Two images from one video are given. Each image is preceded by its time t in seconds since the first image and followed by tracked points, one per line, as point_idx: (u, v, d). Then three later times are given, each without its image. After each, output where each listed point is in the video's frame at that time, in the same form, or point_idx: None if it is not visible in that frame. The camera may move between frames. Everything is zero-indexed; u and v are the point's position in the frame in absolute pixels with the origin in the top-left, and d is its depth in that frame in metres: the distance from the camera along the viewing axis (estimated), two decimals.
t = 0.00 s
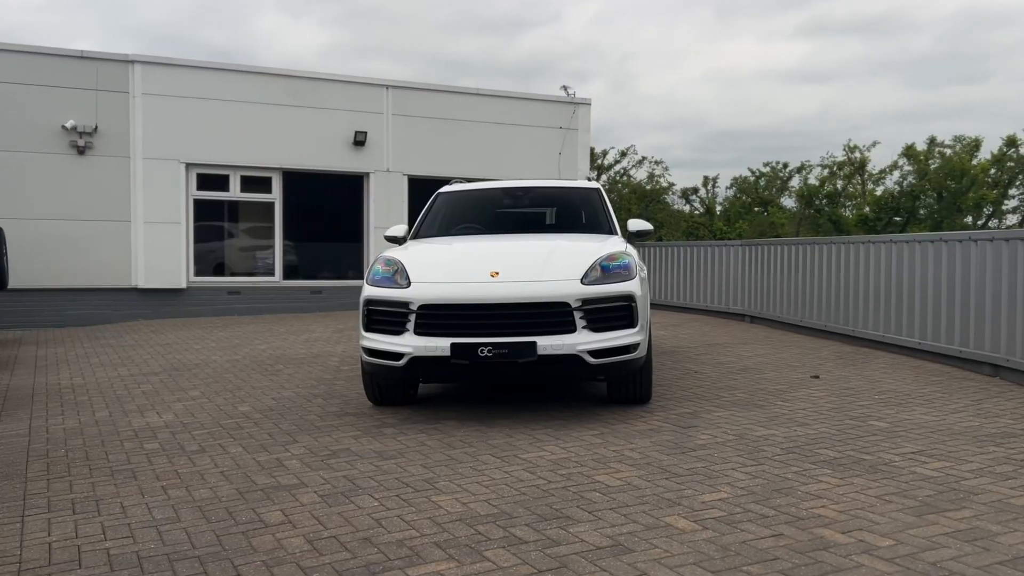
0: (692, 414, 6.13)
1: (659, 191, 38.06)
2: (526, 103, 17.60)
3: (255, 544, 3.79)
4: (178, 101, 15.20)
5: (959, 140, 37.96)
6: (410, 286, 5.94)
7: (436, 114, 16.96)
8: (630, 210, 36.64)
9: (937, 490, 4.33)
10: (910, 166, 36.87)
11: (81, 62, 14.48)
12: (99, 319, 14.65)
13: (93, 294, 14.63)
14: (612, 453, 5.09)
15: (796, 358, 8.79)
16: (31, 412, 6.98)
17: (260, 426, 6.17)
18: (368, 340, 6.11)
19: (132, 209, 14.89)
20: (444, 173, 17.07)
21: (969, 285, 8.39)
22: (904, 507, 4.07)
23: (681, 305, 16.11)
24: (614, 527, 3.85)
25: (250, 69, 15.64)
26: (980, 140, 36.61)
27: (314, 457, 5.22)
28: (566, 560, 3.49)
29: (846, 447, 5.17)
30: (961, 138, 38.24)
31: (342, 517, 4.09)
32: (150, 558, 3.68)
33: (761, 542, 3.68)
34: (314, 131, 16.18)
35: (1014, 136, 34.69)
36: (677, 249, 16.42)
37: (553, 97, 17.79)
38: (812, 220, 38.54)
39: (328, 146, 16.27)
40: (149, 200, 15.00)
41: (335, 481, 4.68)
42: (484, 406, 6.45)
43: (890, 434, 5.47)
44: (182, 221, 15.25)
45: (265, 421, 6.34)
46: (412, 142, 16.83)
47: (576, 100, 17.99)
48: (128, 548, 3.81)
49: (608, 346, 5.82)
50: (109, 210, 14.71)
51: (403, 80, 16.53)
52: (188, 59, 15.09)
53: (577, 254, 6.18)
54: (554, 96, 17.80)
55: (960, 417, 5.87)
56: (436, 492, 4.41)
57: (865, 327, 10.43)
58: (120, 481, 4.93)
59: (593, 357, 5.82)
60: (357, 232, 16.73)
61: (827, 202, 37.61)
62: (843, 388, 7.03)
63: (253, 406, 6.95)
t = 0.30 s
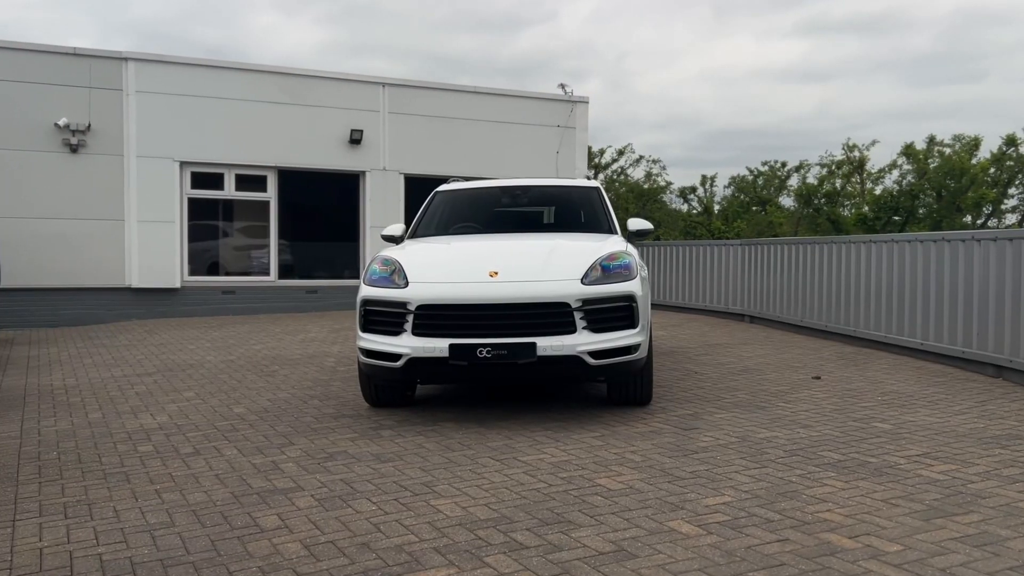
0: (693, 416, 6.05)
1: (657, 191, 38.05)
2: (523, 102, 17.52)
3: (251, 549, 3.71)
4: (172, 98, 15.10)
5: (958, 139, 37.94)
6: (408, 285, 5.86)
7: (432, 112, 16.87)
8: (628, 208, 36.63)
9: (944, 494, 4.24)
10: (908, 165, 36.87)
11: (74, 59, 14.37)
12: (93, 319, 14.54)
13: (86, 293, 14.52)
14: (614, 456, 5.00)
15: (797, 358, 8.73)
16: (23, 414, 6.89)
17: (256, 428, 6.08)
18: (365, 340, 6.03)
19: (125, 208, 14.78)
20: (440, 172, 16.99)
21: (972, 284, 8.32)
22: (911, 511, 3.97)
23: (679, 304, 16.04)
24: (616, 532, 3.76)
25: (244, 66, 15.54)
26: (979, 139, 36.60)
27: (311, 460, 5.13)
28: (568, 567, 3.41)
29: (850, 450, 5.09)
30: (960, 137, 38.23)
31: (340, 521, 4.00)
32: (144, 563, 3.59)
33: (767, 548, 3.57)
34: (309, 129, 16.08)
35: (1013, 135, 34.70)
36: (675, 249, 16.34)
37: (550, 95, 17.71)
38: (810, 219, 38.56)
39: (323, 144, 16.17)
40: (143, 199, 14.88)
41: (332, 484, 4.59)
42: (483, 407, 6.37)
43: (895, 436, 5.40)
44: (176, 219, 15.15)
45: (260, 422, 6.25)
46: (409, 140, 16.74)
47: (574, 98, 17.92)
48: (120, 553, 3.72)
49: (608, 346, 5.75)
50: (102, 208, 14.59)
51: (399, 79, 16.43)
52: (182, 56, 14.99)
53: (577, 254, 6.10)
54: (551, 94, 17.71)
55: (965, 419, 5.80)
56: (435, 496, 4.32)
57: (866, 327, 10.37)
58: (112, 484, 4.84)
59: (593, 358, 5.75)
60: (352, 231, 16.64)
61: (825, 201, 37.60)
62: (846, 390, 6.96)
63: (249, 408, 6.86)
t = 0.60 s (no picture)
0: (696, 419, 5.93)
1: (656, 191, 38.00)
2: (521, 101, 17.40)
3: (244, 557, 3.59)
4: (167, 97, 14.97)
5: (958, 139, 37.89)
6: (406, 285, 5.75)
7: (430, 111, 16.76)
8: (626, 209, 36.60)
9: (956, 499, 4.08)
10: (908, 165, 36.83)
11: (67, 57, 14.24)
12: (87, 320, 14.40)
13: (80, 294, 14.38)
14: (616, 459, 4.88)
15: (800, 359, 8.62)
16: (13, 416, 6.77)
17: (250, 431, 5.96)
18: (362, 341, 5.91)
19: (120, 207, 14.65)
20: (438, 172, 16.87)
21: (978, 284, 8.21)
22: (923, 516, 3.81)
23: (678, 305, 15.92)
24: (620, 539, 3.62)
25: (240, 65, 15.42)
26: (979, 139, 36.56)
27: (306, 464, 5.01)
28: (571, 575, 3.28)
29: (858, 453, 4.97)
30: (960, 137, 38.18)
31: (335, 528, 3.88)
32: (133, 572, 3.47)
33: (775, 555, 3.41)
34: (306, 128, 15.95)
35: (1013, 135, 34.67)
36: (674, 249, 16.23)
37: (549, 94, 17.59)
38: (810, 219, 38.48)
39: (320, 143, 16.05)
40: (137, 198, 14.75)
41: (328, 489, 4.47)
42: (482, 410, 6.25)
43: (903, 439, 5.28)
44: (171, 219, 15.01)
45: (255, 425, 6.13)
46: (406, 140, 16.63)
47: (572, 97, 17.82)
48: (109, 562, 3.60)
49: (610, 347, 5.63)
50: (96, 208, 14.46)
51: (396, 77, 16.32)
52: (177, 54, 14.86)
53: (577, 253, 5.99)
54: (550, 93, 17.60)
55: (973, 422, 5.68)
56: (433, 501, 4.20)
57: (868, 327, 10.27)
58: (102, 489, 4.71)
59: (594, 359, 5.63)
60: (349, 231, 16.51)
61: (825, 200, 37.55)
62: (851, 391, 6.85)
63: (243, 410, 6.74)
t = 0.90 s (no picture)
0: (700, 421, 5.80)
1: (654, 190, 37.87)
2: (520, 99, 17.26)
3: (233, 570, 3.44)
4: (162, 95, 14.83)
5: (958, 137, 37.73)
6: (403, 285, 5.61)
7: (428, 109, 16.62)
8: (625, 208, 36.45)
9: (971, 506, 3.94)
10: (908, 164, 36.69)
11: (61, 55, 14.10)
12: (81, 320, 14.25)
13: (75, 294, 14.23)
14: (619, 465, 4.74)
15: (804, 359, 8.48)
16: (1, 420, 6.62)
17: (244, 434, 5.82)
18: (358, 343, 5.77)
19: (115, 206, 14.51)
20: (436, 170, 16.73)
21: (985, 283, 8.06)
22: (939, 524, 3.68)
23: (679, 304, 15.78)
24: (624, 549, 3.48)
25: (236, 62, 15.27)
26: (980, 137, 36.42)
27: (300, 470, 4.87)
28: None
29: (867, 457, 4.83)
30: (960, 135, 38.03)
31: (329, 538, 3.74)
32: None
33: (787, 567, 3.27)
34: (303, 126, 15.81)
35: (1014, 134, 34.53)
36: (674, 247, 16.09)
37: (548, 92, 17.45)
38: (809, 218, 38.33)
39: (317, 141, 15.90)
40: (132, 197, 14.60)
41: (322, 496, 4.33)
42: (480, 412, 6.12)
43: (912, 442, 5.15)
44: (166, 218, 14.87)
45: (248, 428, 5.99)
46: (404, 137, 16.48)
47: (571, 95, 17.67)
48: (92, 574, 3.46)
49: (612, 349, 5.49)
50: (91, 207, 14.31)
51: (395, 75, 16.18)
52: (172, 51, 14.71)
53: (579, 252, 5.85)
54: (549, 91, 17.45)
55: (983, 424, 5.55)
56: (431, 509, 4.06)
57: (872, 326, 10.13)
58: (89, 496, 4.57)
59: (596, 360, 5.49)
60: (347, 230, 16.37)
61: (824, 199, 37.42)
62: (857, 392, 6.72)
63: (237, 413, 6.60)
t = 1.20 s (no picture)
0: (705, 425, 5.65)
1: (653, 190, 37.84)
2: (519, 97, 17.10)
3: None
4: (157, 93, 14.65)
5: (959, 136, 37.62)
6: (401, 285, 5.45)
7: (426, 107, 16.46)
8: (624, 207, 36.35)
9: (992, 515, 3.79)
10: (908, 164, 36.79)
11: (55, 52, 13.91)
12: (74, 320, 14.07)
13: (68, 294, 14.05)
14: (624, 471, 4.59)
15: (809, 360, 8.33)
16: None
17: (237, 439, 5.66)
18: (355, 345, 5.62)
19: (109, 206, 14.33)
20: (434, 168, 16.57)
21: (993, 283, 7.90)
22: (959, 535, 3.53)
23: (678, 304, 15.63)
24: (632, 563, 3.33)
25: (232, 59, 15.10)
26: (980, 137, 36.33)
27: (294, 477, 4.71)
28: None
29: (880, 463, 4.68)
30: (960, 134, 37.93)
31: (323, 550, 3.58)
32: None
33: None
34: (299, 124, 15.64)
35: (1014, 133, 34.47)
36: (675, 247, 15.94)
37: (547, 90, 17.29)
38: (809, 217, 38.27)
39: (314, 140, 15.73)
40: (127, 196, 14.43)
41: (316, 505, 4.18)
42: (479, 415, 5.96)
43: (925, 447, 5.00)
44: (161, 218, 14.69)
45: (242, 433, 5.83)
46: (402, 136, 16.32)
47: (570, 93, 17.52)
48: None
49: (616, 351, 5.34)
50: (85, 206, 14.13)
51: (392, 72, 16.02)
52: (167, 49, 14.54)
53: (581, 251, 5.69)
54: (548, 89, 17.30)
55: (997, 428, 5.39)
56: (429, 519, 3.90)
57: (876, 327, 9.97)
58: (75, 505, 4.41)
59: (599, 363, 5.34)
60: (344, 230, 16.21)
61: (824, 198, 37.36)
62: (864, 395, 6.57)
63: (230, 416, 6.44)
